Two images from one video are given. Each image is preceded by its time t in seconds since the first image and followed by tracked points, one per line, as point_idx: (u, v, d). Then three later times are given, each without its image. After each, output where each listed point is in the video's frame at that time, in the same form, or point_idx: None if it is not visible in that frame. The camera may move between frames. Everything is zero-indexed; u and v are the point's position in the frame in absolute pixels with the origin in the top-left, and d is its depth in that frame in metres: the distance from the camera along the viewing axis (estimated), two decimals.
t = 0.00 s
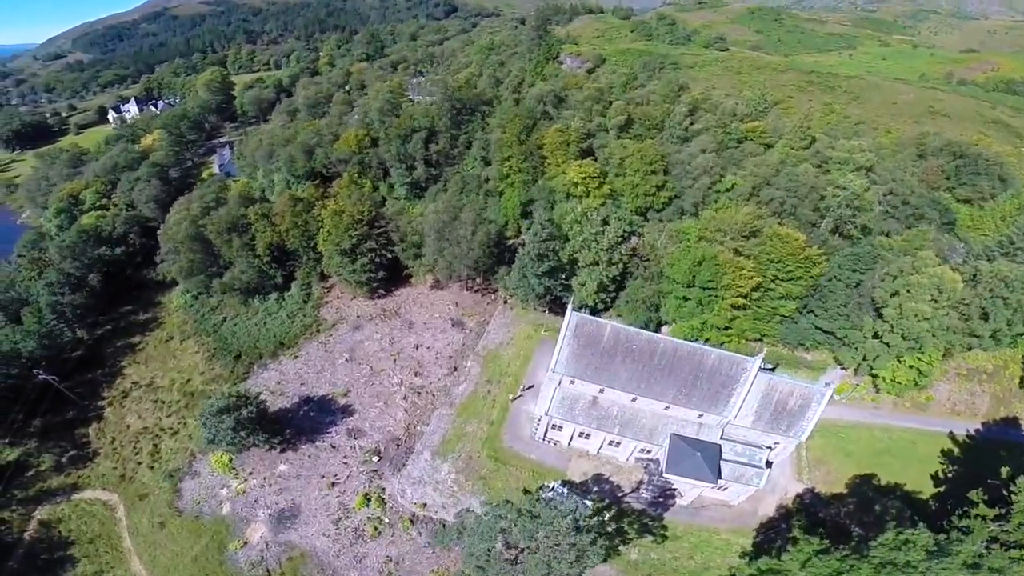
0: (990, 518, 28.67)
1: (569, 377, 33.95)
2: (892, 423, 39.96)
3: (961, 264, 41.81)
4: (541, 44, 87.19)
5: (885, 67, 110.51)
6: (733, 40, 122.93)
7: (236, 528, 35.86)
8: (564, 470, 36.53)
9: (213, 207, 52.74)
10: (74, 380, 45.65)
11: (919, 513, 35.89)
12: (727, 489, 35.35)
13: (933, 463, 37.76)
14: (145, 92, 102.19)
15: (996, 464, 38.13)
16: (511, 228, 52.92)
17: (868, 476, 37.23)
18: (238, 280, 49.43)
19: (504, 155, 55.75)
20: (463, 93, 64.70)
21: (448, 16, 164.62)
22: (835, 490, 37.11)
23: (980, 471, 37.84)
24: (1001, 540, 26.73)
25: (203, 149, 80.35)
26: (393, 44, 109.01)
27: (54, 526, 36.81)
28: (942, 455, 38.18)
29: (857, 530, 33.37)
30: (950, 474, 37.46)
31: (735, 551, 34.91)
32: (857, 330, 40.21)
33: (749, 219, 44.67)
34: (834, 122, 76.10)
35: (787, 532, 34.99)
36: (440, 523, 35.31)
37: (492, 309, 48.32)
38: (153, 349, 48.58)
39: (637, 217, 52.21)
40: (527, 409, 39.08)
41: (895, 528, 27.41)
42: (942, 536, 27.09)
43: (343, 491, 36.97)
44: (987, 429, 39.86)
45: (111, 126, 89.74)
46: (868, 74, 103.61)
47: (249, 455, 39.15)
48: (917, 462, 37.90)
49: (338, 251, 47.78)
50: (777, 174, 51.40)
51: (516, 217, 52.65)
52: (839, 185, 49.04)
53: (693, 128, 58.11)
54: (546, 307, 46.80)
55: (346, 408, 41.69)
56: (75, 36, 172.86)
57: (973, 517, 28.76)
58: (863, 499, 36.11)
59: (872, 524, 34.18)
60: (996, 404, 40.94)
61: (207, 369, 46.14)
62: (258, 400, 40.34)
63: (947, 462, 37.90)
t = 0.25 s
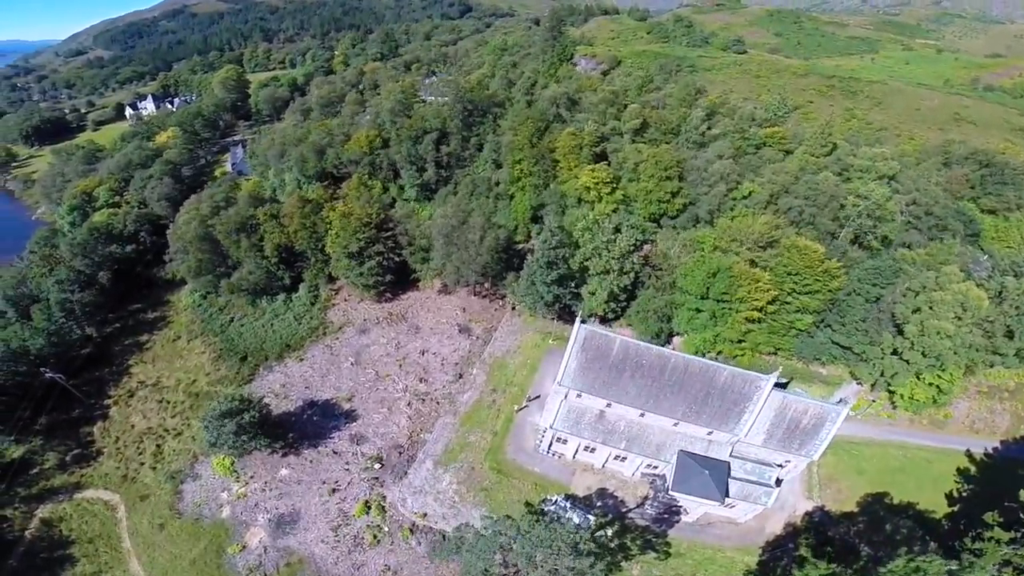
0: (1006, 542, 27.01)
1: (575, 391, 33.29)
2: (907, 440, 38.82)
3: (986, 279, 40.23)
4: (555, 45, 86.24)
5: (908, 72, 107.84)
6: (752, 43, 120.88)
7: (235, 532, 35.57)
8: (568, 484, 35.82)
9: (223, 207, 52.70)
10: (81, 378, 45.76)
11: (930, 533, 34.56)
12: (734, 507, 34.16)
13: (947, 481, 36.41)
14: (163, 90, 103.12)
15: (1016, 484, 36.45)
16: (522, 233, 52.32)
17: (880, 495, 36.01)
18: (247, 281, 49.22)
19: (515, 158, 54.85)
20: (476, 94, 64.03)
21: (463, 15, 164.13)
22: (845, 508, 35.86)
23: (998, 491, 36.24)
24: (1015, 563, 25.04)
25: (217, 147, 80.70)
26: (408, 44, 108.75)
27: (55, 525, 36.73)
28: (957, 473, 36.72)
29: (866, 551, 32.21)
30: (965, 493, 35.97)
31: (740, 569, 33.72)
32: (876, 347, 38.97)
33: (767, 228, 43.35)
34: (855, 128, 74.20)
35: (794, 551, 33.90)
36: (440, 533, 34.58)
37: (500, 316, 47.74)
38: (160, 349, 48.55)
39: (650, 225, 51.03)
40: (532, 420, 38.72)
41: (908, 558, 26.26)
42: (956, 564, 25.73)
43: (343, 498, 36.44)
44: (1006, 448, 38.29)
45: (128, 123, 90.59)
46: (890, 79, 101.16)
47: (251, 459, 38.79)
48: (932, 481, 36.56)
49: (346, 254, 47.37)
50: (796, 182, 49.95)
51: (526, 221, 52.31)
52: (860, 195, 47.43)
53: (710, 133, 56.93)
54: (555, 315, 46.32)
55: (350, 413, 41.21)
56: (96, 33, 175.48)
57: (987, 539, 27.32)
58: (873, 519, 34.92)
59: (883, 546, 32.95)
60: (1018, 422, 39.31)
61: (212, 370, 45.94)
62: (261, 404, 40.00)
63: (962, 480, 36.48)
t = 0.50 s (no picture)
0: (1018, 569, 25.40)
1: (583, 407, 32.45)
2: (924, 460, 37.20)
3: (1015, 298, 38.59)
4: (572, 47, 85.19)
5: (935, 78, 104.84)
6: (773, 47, 118.57)
7: (235, 535, 35.23)
8: (571, 499, 34.89)
9: (234, 207, 52.66)
10: (89, 375, 45.93)
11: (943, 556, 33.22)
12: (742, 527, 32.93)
13: (962, 503, 35.01)
14: (182, 87, 104.18)
15: None
16: (534, 238, 51.52)
17: (892, 517, 34.76)
18: (256, 281, 49.04)
19: (528, 162, 53.99)
20: (490, 96, 63.31)
21: (480, 15, 163.59)
22: (856, 529, 34.63)
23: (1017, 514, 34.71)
24: None
25: (233, 145, 81.10)
26: (425, 44, 108.46)
27: (57, 522, 36.77)
28: (974, 495, 35.31)
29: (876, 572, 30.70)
30: (981, 515, 34.62)
31: None
32: (897, 366, 37.64)
33: (788, 239, 42.15)
34: (880, 135, 72.05)
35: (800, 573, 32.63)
36: (440, 544, 33.95)
37: (509, 322, 46.98)
38: (169, 347, 48.57)
39: (666, 233, 49.81)
40: (537, 433, 37.87)
41: None
42: None
43: (344, 505, 35.92)
44: None
45: (147, 120, 91.53)
46: (917, 85, 98.37)
47: (254, 462, 38.35)
48: (947, 502, 35.12)
49: (355, 256, 46.91)
50: (818, 191, 48.40)
51: (538, 226, 51.51)
52: (884, 206, 45.78)
53: (729, 139, 55.71)
54: (565, 324, 45.54)
55: (354, 418, 40.74)
56: (120, 29, 178.51)
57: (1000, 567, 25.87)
58: (884, 540, 33.66)
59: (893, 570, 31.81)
60: None
61: (219, 370, 45.77)
62: (264, 407, 39.63)
63: (979, 502, 35.09)
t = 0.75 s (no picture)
0: None
1: (591, 424, 31.34)
2: (942, 484, 35.81)
3: None
4: (593, 49, 83.89)
5: (969, 87, 101.32)
6: (800, 52, 115.82)
7: (234, 538, 34.96)
8: (575, 516, 33.80)
9: (249, 206, 52.71)
10: (100, 371, 46.16)
11: None
12: (748, 550, 31.48)
13: (978, 528, 33.75)
14: (205, 84, 105.39)
15: None
16: (548, 244, 50.51)
17: (906, 542, 33.39)
18: (268, 281, 48.87)
19: (545, 167, 53.04)
20: (508, 98, 62.51)
21: (501, 16, 162.98)
22: (868, 554, 33.32)
23: None
24: None
25: (252, 143, 81.61)
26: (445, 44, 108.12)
27: (60, 518, 36.83)
28: (991, 521, 34.01)
29: None
30: (997, 542, 33.27)
31: None
32: (920, 389, 36.07)
33: (813, 253, 40.36)
34: (910, 145, 69.52)
35: None
36: (439, 556, 33.36)
37: (519, 331, 46.25)
38: (179, 345, 48.67)
39: (684, 243, 48.46)
40: (543, 447, 36.88)
41: None
42: None
43: (344, 512, 35.38)
44: None
45: (170, 116, 92.62)
46: (950, 93, 95.12)
47: (257, 465, 38.04)
48: (963, 528, 33.81)
49: (367, 259, 46.45)
50: (846, 204, 46.50)
51: (553, 232, 50.42)
52: (914, 221, 43.87)
53: (754, 147, 54.15)
54: (576, 335, 44.62)
55: (360, 424, 40.25)
56: (148, 25, 181.78)
57: None
58: (896, 565, 32.46)
59: None
60: None
61: (228, 370, 45.66)
62: (269, 410, 39.37)
63: (996, 528, 33.76)
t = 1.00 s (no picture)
0: None
1: (600, 452, 30.04)
2: (963, 518, 33.99)
3: None
4: (619, 60, 82.75)
5: (1013, 105, 97.24)
6: (833, 65, 112.85)
7: (232, 546, 34.48)
8: (578, 543, 32.39)
9: (269, 212, 52.94)
10: (114, 370, 46.47)
11: None
12: None
13: (1000, 564, 31.65)
14: (236, 87, 107.25)
15: None
16: (567, 259, 50.05)
17: None
18: (283, 288, 48.72)
19: (565, 181, 52.09)
20: (531, 109, 61.69)
21: (528, 24, 162.94)
22: None
23: None
24: None
25: (277, 147, 82.48)
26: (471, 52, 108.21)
27: (62, 517, 36.86)
28: (1014, 558, 31.82)
29: None
30: None
31: None
32: (951, 424, 34.00)
33: (842, 280, 38.48)
34: (948, 166, 66.67)
35: None
36: None
37: (532, 348, 45.40)
38: (194, 348, 48.86)
39: (708, 263, 46.90)
40: (551, 471, 35.94)
41: None
42: None
43: (345, 526, 34.70)
44: None
45: (200, 118, 94.30)
46: (991, 111, 91.36)
47: (262, 473, 37.67)
48: (983, 565, 31.79)
49: (381, 269, 46.03)
50: (879, 227, 44.25)
51: (572, 248, 50.09)
52: (951, 247, 41.58)
53: (784, 165, 52.46)
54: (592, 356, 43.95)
55: (366, 437, 39.67)
56: (183, 27, 186.61)
57: None
58: None
59: None
60: None
61: (239, 375, 45.54)
62: (276, 419, 38.91)
63: (1018, 565, 31.50)
